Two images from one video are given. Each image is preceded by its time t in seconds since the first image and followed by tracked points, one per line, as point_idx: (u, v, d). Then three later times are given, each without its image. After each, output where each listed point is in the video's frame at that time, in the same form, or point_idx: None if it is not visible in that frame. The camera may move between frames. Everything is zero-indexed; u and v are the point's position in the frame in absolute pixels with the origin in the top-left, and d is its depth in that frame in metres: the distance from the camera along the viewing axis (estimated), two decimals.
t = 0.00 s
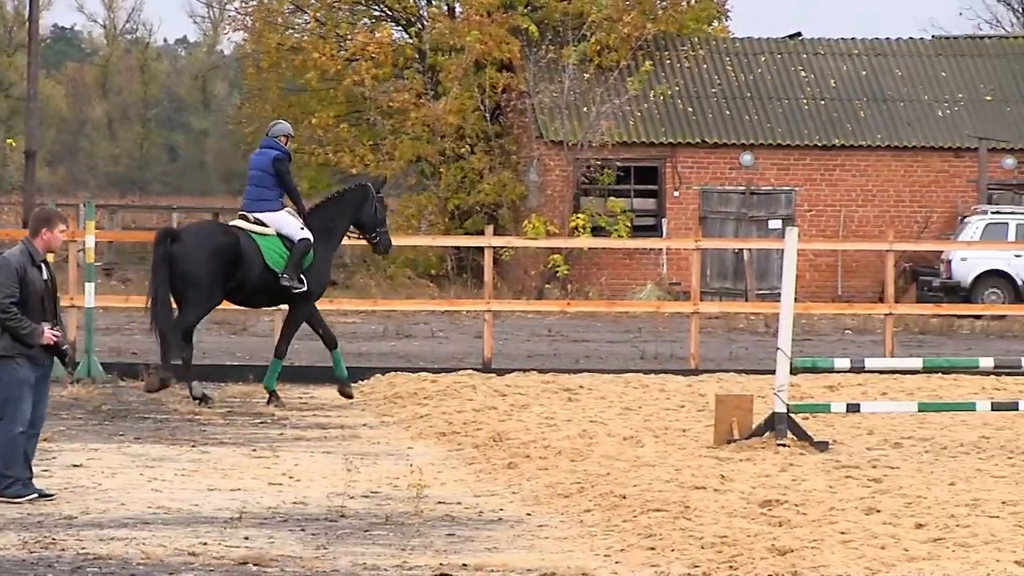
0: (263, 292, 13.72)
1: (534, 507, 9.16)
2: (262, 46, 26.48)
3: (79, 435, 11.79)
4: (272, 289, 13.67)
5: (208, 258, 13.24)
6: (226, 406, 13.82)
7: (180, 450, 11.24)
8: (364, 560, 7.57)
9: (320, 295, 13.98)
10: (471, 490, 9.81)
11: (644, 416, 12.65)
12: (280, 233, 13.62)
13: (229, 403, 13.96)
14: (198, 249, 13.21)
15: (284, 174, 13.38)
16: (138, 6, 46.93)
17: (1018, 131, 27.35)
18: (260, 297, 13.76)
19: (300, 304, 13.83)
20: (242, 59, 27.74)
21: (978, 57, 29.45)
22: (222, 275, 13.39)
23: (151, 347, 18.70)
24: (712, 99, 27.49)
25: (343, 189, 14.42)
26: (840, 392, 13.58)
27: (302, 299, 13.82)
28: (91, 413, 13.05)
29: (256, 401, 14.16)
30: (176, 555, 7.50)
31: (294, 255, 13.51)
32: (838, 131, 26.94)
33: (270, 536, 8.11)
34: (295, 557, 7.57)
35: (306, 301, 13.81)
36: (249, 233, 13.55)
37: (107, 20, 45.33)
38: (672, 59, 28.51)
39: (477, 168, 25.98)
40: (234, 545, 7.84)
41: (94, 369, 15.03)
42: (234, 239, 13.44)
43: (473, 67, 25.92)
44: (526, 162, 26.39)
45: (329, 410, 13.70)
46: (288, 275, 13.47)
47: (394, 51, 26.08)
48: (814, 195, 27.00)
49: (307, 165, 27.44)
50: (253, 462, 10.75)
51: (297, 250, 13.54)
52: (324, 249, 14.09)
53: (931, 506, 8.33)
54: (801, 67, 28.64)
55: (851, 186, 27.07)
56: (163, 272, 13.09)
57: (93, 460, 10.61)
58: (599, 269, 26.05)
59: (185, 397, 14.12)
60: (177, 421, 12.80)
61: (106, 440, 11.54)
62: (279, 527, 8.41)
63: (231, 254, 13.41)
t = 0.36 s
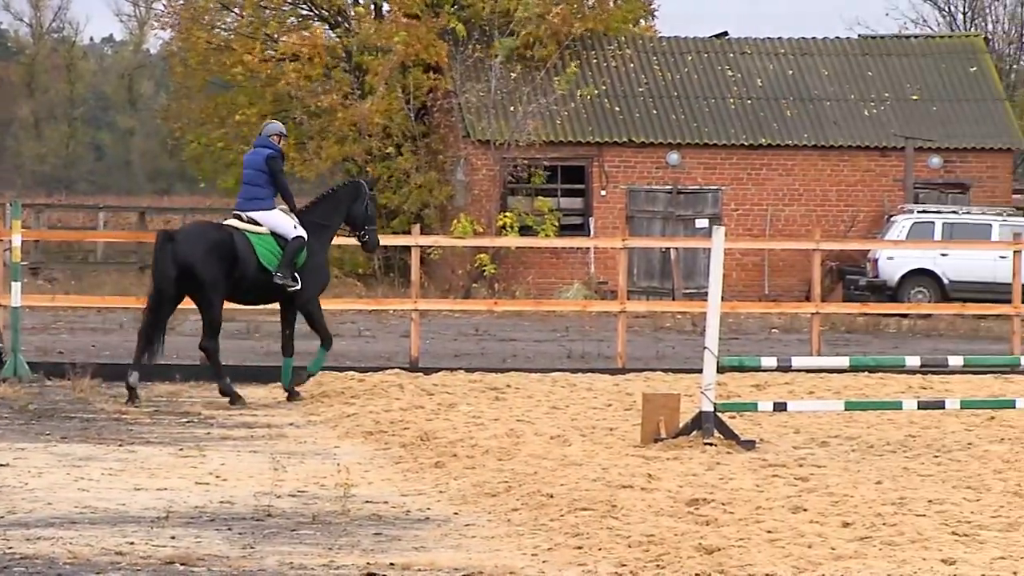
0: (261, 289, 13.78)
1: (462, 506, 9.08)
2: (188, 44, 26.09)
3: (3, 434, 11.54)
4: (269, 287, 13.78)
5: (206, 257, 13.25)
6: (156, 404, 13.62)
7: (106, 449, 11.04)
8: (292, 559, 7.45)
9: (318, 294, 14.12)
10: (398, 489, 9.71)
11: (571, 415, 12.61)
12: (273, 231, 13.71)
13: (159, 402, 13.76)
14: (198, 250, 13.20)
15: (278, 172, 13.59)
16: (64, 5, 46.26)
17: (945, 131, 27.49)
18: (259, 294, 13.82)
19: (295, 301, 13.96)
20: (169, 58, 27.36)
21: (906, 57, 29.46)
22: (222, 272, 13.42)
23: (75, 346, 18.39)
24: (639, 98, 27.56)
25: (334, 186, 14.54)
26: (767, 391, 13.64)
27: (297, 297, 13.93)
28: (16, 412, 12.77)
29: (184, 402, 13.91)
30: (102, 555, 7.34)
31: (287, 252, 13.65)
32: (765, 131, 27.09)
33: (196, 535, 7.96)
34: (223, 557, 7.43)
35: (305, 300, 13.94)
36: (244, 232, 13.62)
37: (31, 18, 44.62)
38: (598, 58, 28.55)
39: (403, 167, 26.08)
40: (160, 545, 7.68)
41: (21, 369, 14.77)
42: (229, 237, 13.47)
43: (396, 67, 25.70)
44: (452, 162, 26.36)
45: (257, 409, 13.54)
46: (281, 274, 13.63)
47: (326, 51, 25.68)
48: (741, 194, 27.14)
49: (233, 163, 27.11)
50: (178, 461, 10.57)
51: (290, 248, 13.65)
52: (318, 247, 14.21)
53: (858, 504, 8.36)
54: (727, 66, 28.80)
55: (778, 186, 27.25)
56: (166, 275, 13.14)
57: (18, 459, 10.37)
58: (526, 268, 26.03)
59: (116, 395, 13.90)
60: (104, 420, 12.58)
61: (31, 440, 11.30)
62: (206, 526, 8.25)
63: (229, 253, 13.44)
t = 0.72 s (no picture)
0: (255, 280, 13.63)
1: (390, 505, 9.00)
2: (117, 45, 25.70)
3: None
4: (265, 278, 13.66)
5: (201, 250, 13.05)
6: (84, 403, 13.40)
7: (34, 448, 10.84)
8: (221, 558, 7.33)
9: (311, 282, 14.12)
10: (328, 488, 9.61)
11: (500, 413, 12.56)
12: (271, 224, 13.59)
13: (87, 401, 13.53)
14: (190, 242, 12.98)
15: (271, 168, 13.40)
16: None
17: (874, 129, 27.77)
18: (254, 286, 13.67)
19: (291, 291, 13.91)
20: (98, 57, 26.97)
21: (835, 56, 29.67)
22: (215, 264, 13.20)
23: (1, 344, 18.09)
24: (568, 97, 27.62)
25: (322, 176, 14.54)
26: (696, 389, 13.68)
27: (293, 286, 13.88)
28: None
29: (113, 401, 13.64)
30: (31, 554, 7.19)
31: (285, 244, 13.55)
32: (693, 130, 27.22)
33: (125, 534, 7.82)
34: (151, 556, 7.30)
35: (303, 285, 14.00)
36: (239, 226, 13.45)
37: None
38: (527, 57, 28.56)
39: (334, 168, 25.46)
40: (89, 544, 7.53)
41: None
42: (224, 228, 13.26)
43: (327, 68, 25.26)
44: (382, 161, 25.94)
45: (186, 408, 13.36)
46: (280, 265, 13.55)
47: (262, 53, 25.19)
48: (670, 193, 27.24)
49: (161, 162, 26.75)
50: (106, 460, 10.39)
51: (288, 241, 13.59)
52: (312, 238, 14.22)
53: (787, 502, 8.39)
54: (657, 65, 28.93)
55: (707, 185, 27.35)
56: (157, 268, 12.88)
57: None
58: (455, 267, 25.99)
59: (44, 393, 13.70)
60: (31, 419, 12.36)
61: None
62: (135, 526, 8.11)
63: (224, 243, 13.23)
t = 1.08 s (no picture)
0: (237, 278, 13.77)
1: (313, 504, 8.90)
2: (39, 46, 25.48)
3: None
4: (248, 276, 13.76)
5: (183, 247, 13.28)
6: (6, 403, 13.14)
7: None
8: (144, 558, 7.21)
9: (291, 281, 14.09)
10: (251, 487, 9.49)
11: (423, 412, 12.49)
12: (251, 223, 13.62)
13: (9, 400, 13.30)
14: (171, 239, 13.22)
15: (252, 166, 13.49)
16: None
17: (795, 129, 27.69)
18: (236, 285, 13.81)
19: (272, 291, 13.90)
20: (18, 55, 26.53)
21: (759, 56, 29.80)
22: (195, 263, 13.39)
23: None
24: (491, 97, 27.63)
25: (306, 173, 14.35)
26: (619, 388, 13.70)
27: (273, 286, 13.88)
28: None
29: (35, 401, 13.36)
30: None
31: (265, 242, 13.60)
32: (617, 129, 27.29)
33: (47, 534, 7.66)
34: (74, 556, 7.16)
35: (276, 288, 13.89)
36: (221, 225, 13.58)
37: None
38: (451, 57, 28.52)
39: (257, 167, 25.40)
40: (11, 543, 7.37)
41: None
42: (207, 229, 13.46)
43: (250, 68, 24.89)
44: (304, 159, 25.60)
45: (109, 407, 13.15)
46: (259, 263, 13.59)
47: (182, 53, 24.78)
48: (593, 192, 27.30)
49: (83, 161, 26.41)
50: (27, 460, 10.18)
51: (269, 239, 13.61)
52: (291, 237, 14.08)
53: (710, 502, 8.40)
54: (580, 65, 29.01)
55: (630, 184, 27.45)
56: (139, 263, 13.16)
57: None
58: (379, 266, 25.87)
59: None
60: None
61: None
62: (56, 526, 7.95)
63: (207, 243, 13.43)
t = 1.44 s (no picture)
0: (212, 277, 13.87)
1: (230, 504, 8.76)
2: None
3: None
4: (223, 274, 13.86)
5: (162, 245, 13.38)
6: None
7: None
8: (60, 557, 7.07)
9: (271, 280, 14.19)
10: (168, 486, 9.33)
11: (341, 412, 12.37)
12: (225, 221, 13.73)
13: None
14: (151, 237, 13.32)
15: (228, 164, 13.55)
16: None
17: (714, 127, 27.77)
18: (210, 283, 13.90)
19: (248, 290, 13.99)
20: None
21: (675, 54, 29.98)
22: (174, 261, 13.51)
23: None
24: (409, 96, 27.56)
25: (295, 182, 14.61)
26: (536, 387, 13.70)
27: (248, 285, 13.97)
28: None
29: None
30: None
31: (239, 240, 13.72)
32: (534, 128, 27.31)
33: None
34: None
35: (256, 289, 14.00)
36: (195, 223, 13.67)
37: None
38: (369, 55, 28.47)
39: (173, 164, 25.12)
40: None
41: None
42: (183, 227, 13.57)
43: (166, 64, 24.73)
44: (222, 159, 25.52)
45: (24, 407, 12.88)
46: (233, 261, 13.69)
47: (98, 52, 24.55)
48: (510, 191, 27.27)
49: None
50: None
51: (242, 237, 13.71)
52: (271, 239, 14.26)
53: (628, 500, 8.41)
54: (498, 63, 29.00)
55: (547, 183, 27.44)
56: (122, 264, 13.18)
57: None
58: (296, 265, 25.67)
59: None
60: None
61: None
62: None
63: (184, 242, 13.54)
